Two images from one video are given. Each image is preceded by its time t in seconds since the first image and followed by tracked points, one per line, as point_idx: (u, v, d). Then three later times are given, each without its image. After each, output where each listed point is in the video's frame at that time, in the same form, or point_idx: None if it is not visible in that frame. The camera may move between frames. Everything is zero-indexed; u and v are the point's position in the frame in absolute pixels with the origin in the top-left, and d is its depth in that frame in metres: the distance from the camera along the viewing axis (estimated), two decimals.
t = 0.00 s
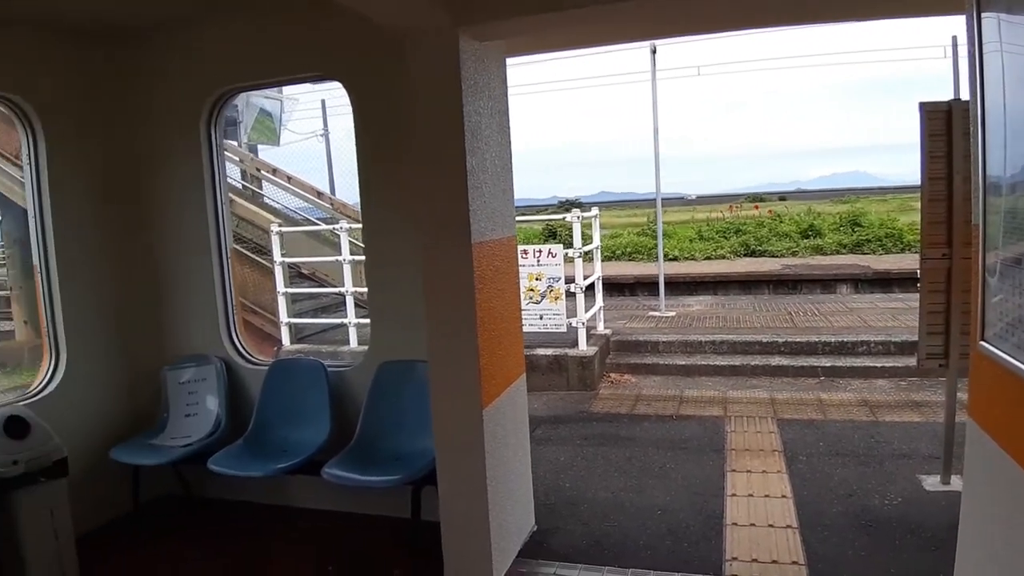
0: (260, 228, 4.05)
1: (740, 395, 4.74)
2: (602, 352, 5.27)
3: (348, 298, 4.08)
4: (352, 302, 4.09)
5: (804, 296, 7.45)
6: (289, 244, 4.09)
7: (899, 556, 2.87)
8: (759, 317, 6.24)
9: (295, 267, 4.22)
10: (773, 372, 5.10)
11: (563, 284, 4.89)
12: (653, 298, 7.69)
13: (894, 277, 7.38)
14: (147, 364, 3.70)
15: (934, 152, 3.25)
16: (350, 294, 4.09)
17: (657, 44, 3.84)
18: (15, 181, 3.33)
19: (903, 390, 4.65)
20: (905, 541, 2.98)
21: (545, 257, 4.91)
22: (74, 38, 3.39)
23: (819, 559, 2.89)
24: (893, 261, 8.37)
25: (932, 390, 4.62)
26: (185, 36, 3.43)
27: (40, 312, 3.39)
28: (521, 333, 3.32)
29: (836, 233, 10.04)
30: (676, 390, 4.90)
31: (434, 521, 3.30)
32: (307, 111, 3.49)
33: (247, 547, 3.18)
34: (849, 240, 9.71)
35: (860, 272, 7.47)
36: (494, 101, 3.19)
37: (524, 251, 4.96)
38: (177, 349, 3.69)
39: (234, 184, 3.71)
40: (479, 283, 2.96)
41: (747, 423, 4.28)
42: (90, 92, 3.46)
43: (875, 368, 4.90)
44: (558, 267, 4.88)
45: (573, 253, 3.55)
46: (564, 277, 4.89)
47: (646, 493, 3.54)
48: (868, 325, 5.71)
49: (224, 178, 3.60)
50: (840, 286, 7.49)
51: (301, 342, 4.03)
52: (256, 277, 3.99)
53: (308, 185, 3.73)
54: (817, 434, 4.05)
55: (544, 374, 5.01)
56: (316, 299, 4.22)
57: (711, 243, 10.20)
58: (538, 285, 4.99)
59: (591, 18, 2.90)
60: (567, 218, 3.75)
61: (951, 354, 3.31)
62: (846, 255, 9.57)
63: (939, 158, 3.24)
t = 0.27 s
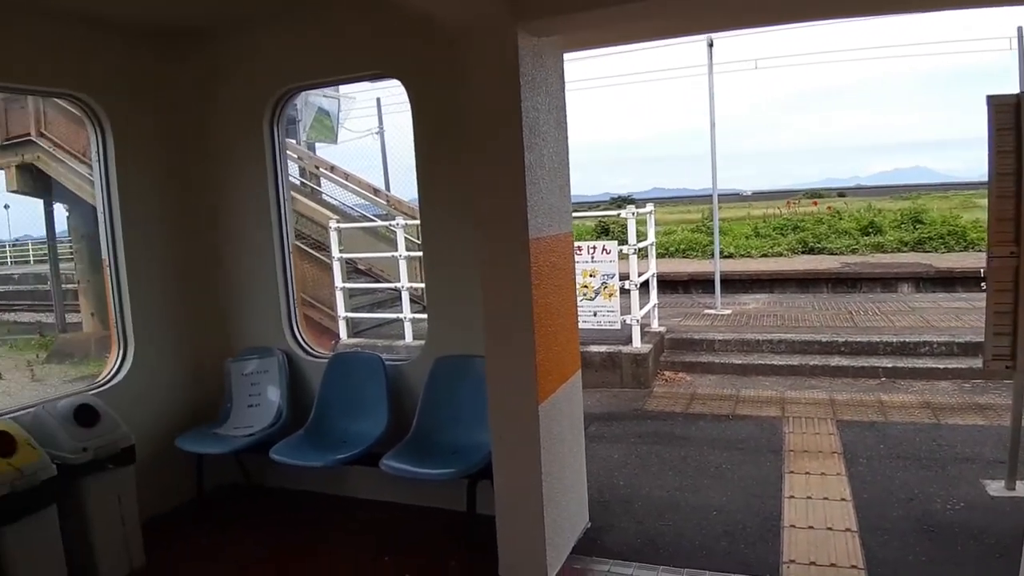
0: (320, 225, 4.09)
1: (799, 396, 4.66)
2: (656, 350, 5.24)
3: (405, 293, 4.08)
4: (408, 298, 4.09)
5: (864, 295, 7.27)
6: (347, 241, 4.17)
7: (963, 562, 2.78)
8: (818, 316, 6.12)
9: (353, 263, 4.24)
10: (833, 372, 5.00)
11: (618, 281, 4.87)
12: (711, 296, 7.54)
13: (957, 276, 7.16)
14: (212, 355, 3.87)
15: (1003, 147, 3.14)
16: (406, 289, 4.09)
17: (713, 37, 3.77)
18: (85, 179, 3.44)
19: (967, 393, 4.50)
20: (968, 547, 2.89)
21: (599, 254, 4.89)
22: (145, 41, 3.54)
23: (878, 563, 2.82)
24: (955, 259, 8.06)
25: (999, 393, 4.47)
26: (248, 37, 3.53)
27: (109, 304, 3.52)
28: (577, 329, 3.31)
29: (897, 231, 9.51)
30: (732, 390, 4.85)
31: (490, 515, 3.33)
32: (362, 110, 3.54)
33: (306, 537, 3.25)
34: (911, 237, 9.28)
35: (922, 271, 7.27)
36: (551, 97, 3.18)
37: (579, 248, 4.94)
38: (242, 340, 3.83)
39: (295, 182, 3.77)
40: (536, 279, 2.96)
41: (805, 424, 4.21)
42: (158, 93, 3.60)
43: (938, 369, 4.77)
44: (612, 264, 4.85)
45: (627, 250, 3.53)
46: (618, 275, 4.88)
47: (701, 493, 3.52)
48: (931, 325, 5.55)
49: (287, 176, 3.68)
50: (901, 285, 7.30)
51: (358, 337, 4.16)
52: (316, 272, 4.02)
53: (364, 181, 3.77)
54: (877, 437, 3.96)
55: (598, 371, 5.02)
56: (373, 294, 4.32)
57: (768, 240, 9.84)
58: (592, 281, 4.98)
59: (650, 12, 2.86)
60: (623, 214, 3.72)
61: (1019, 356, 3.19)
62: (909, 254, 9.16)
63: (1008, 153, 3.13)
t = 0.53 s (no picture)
0: (367, 221, 4.18)
1: (849, 397, 4.58)
2: (703, 348, 5.20)
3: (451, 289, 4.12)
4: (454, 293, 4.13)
5: (916, 295, 7.10)
6: (394, 235, 4.32)
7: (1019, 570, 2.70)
8: (869, 315, 6.00)
9: (400, 258, 4.32)
10: (884, 373, 4.90)
11: (664, 278, 4.82)
12: (759, 294, 7.39)
13: (1013, 276, 6.98)
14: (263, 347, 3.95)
15: None
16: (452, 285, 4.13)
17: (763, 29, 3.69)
18: (140, 174, 3.54)
19: None
20: None
21: (646, 250, 4.86)
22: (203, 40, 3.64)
23: (930, 569, 2.75)
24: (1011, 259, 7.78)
25: None
26: (301, 36, 3.60)
27: (163, 297, 3.61)
28: (624, 325, 3.29)
29: (950, 229, 9.14)
30: (780, 390, 4.79)
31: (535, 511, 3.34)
32: (409, 107, 3.58)
33: (352, 529, 3.29)
34: (965, 236, 8.98)
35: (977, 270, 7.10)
36: (600, 92, 3.16)
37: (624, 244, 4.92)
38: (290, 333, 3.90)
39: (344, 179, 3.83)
40: (584, 275, 2.94)
41: (855, 426, 4.14)
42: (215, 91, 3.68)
43: (993, 372, 4.65)
44: (658, 261, 4.81)
45: (674, 246, 3.54)
46: (663, 272, 4.83)
47: (748, 494, 3.48)
48: (986, 327, 5.40)
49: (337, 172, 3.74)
50: (954, 285, 7.14)
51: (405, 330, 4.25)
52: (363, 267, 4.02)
53: (410, 179, 3.80)
54: (929, 440, 3.87)
55: (643, 369, 5.00)
56: (421, 288, 4.39)
57: (818, 238, 9.51)
58: (637, 278, 4.95)
59: (703, 5, 2.83)
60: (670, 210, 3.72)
61: None
62: (962, 253, 8.86)
63: None
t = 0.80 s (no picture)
0: (411, 215, 4.07)
1: (896, 398, 4.50)
2: (747, 347, 5.16)
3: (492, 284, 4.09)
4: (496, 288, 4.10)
5: (966, 295, 6.94)
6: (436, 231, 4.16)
7: None
8: (918, 315, 5.88)
9: (442, 253, 4.28)
10: (932, 375, 4.80)
11: (708, 274, 4.80)
12: (805, 292, 7.28)
13: None
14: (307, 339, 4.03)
15: None
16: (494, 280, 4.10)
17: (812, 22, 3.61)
18: (191, 169, 3.64)
19: None
20: None
21: (690, 247, 4.85)
22: (251, 39, 3.73)
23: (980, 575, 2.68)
24: None
25: None
26: (346, 33, 3.66)
27: (213, 289, 3.71)
28: (667, 321, 3.27)
29: (1002, 228, 8.79)
30: (825, 390, 4.73)
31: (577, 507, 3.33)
32: (451, 103, 3.60)
33: (394, 521, 3.33)
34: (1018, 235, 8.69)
35: None
36: (646, 86, 3.13)
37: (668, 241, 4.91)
38: (335, 327, 3.96)
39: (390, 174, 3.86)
40: (629, 271, 2.91)
41: (903, 428, 4.07)
42: (262, 89, 3.79)
43: None
44: (702, 257, 4.79)
45: (720, 242, 3.66)
46: (708, 268, 4.80)
47: (793, 495, 3.45)
48: None
49: (383, 168, 3.81)
50: (1005, 286, 6.95)
51: (446, 324, 4.24)
52: (406, 261, 4.08)
53: (454, 175, 3.80)
54: (979, 444, 3.77)
55: (686, 367, 5.01)
56: (462, 284, 4.31)
57: (867, 235, 9.22)
58: (681, 275, 4.95)
59: None
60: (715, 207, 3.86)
61: None
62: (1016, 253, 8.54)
63: None
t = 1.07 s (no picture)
0: (455, 211, 4.28)
1: (946, 400, 4.39)
2: (793, 346, 5.08)
3: (534, 279, 4.07)
4: (537, 283, 4.07)
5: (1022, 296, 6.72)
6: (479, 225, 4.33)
7: None
8: (970, 316, 5.72)
9: (484, 248, 4.35)
10: (984, 377, 4.66)
11: (753, 272, 4.76)
12: (853, 290, 7.11)
13: None
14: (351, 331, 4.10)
15: None
16: (535, 275, 4.07)
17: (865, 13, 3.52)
18: (240, 164, 3.71)
19: None
20: None
21: (735, 243, 4.82)
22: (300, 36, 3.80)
23: None
24: None
25: None
26: (392, 29, 3.70)
27: (261, 282, 3.79)
28: (713, 318, 3.23)
29: None
30: (872, 391, 4.64)
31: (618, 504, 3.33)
32: (493, 99, 3.62)
33: (435, 514, 3.39)
34: None
35: None
36: (692, 81, 3.10)
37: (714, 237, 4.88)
38: (381, 319, 4.03)
39: (434, 169, 3.91)
40: (675, 267, 2.88)
41: (953, 431, 3.97)
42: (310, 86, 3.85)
43: None
44: (748, 254, 4.76)
45: (765, 238, 3.94)
46: (753, 265, 4.78)
47: (838, 496, 3.39)
48: None
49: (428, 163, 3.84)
50: None
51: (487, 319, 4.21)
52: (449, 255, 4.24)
53: (498, 169, 3.83)
54: None
55: (730, 365, 4.96)
56: (503, 279, 4.36)
57: (914, 233, 9.08)
58: (726, 271, 4.92)
59: None
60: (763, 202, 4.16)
61: None
62: None
63: None
